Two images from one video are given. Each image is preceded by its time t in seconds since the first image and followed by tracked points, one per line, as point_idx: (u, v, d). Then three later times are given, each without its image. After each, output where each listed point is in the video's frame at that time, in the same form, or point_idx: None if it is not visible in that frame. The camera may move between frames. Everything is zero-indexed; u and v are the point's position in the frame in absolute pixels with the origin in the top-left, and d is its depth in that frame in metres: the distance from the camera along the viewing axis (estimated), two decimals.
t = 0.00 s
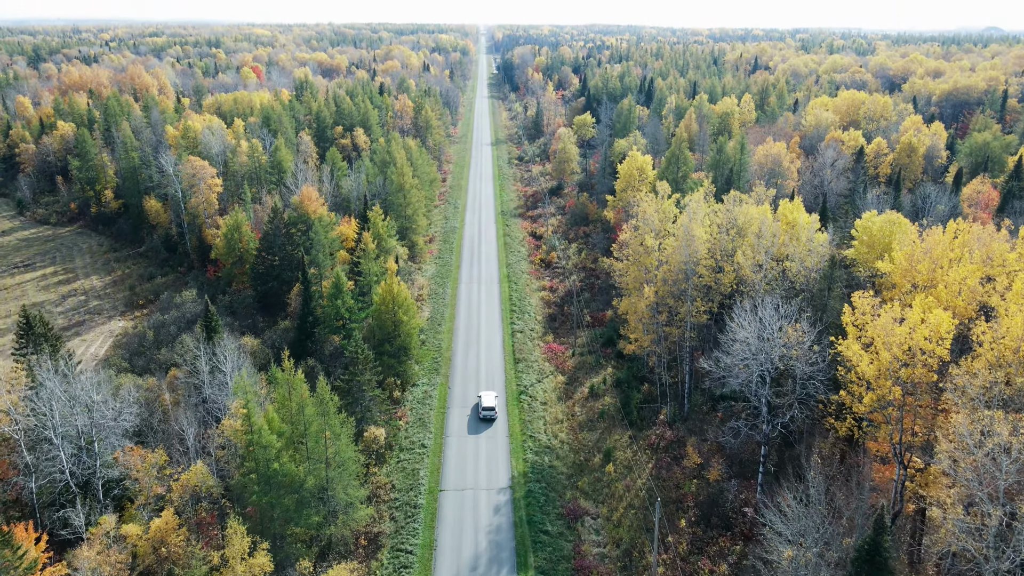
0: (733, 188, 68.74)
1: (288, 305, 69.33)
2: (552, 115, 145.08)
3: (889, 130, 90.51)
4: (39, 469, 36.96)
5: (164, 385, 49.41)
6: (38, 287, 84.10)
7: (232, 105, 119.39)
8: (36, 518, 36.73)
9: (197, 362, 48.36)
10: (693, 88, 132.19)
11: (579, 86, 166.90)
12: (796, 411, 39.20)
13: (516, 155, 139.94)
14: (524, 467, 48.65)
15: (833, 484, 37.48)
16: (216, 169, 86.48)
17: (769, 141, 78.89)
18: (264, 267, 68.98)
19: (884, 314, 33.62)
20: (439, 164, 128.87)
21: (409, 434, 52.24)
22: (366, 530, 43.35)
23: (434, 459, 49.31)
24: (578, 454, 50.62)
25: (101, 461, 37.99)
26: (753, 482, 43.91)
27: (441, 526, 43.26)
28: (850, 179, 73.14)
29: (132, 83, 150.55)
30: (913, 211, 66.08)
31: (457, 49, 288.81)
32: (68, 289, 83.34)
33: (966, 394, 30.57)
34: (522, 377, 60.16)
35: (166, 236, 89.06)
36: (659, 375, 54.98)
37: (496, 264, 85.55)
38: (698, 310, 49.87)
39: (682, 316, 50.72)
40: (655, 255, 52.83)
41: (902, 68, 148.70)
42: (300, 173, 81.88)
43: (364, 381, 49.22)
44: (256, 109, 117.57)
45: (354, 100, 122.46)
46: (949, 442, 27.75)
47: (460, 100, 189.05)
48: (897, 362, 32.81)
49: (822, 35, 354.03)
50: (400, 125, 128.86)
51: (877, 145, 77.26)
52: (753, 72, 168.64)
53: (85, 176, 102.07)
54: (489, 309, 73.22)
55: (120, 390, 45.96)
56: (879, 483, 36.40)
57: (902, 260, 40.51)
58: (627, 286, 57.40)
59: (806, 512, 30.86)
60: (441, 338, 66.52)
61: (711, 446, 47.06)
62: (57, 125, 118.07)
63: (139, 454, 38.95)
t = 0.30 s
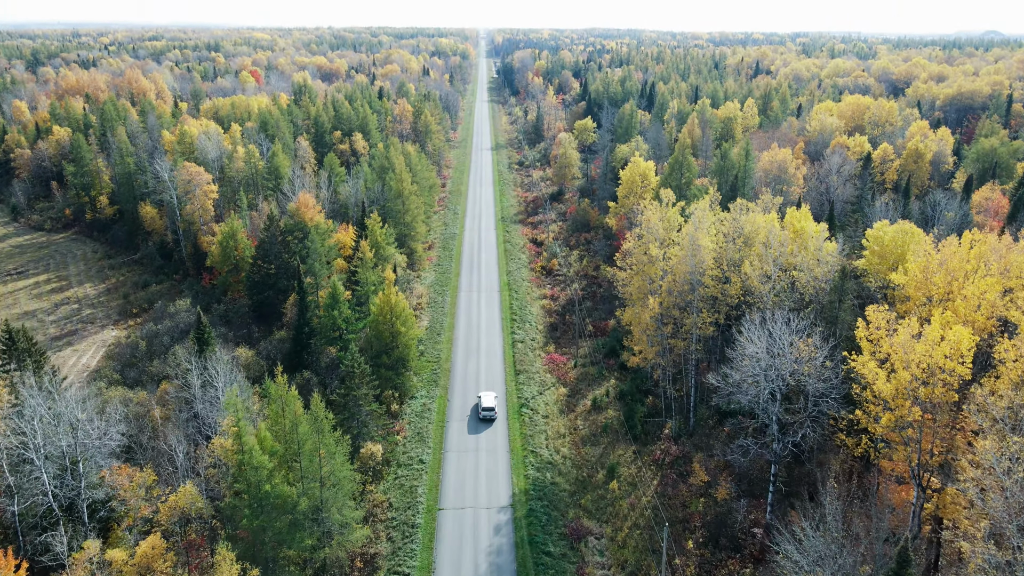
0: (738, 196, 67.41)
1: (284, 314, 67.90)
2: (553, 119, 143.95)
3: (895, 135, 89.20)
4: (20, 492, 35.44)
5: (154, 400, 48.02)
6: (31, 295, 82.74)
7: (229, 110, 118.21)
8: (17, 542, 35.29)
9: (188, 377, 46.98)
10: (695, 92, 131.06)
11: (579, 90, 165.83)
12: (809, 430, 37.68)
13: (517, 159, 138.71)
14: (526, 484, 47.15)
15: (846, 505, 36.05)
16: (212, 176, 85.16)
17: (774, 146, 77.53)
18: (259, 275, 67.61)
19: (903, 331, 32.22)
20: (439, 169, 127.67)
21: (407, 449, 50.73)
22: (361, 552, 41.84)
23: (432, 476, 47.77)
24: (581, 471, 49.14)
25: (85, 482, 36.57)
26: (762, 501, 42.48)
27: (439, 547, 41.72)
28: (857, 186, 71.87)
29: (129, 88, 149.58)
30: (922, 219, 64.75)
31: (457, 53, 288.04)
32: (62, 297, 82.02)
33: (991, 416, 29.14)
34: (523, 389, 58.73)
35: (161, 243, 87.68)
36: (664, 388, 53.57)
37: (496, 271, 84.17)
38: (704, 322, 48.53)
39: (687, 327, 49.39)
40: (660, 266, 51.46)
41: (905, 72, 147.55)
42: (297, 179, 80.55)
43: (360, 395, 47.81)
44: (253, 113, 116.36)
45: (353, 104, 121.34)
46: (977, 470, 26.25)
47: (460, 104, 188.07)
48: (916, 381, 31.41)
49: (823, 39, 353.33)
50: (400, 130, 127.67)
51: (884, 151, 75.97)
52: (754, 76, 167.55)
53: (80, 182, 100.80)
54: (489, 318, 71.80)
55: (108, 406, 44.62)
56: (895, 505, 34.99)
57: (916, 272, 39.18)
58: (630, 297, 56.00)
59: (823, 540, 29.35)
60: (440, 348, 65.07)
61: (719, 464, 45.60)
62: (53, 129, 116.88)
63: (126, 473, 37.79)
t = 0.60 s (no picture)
0: (744, 203, 66.19)
1: (280, 324, 66.54)
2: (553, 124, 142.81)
3: (901, 140, 87.97)
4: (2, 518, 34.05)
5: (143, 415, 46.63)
6: (23, 303, 81.33)
7: (227, 114, 117.00)
8: None
9: (179, 392, 45.56)
10: (697, 96, 130.02)
11: (580, 94, 164.77)
12: (822, 449, 36.27)
13: (517, 164, 137.52)
14: (527, 502, 45.70)
15: (862, 527, 34.62)
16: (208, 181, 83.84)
17: (779, 152, 76.25)
18: (255, 284, 66.21)
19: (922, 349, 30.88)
20: (438, 174, 126.52)
21: (405, 465, 49.33)
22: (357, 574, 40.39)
23: (431, 493, 46.34)
24: (584, 487, 47.74)
25: (71, 506, 35.34)
26: (772, 521, 41.05)
27: (438, 569, 40.23)
28: (863, 192, 70.58)
29: (126, 91, 148.45)
30: (931, 227, 63.46)
31: (456, 57, 286.96)
32: (54, 305, 80.67)
33: (1017, 439, 27.76)
34: (524, 402, 57.30)
35: (156, 250, 86.32)
36: (669, 401, 52.20)
37: (497, 279, 82.79)
38: (710, 334, 47.14)
39: (693, 340, 48.03)
40: (665, 276, 50.14)
41: (908, 76, 146.54)
42: (294, 186, 79.28)
43: (357, 411, 46.40)
44: (251, 118, 115.15)
45: (351, 108, 120.18)
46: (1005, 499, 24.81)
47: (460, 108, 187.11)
48: (936, 402, 30.07)
49: (824, 42, 352.60)
50: (399, 134, 126.43)
51: (890, 156, 74.78)
52: (756, 80, 166.63)
53: (75, 187, 99.47)
54: (489, 328, 70.41)
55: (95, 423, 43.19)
56: (913, 529, 33.54)
57: (931, 285, 37.85)
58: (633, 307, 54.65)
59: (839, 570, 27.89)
60: (439, 358, 63.66)
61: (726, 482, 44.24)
62: (48, 134, 115.44)
63: (112, 496, 37.25)
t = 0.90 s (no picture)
0: (749, 210, 64.92)
1: (276, 334, 65.15)
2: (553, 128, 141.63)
3: (907, 145, 86.71)
4: None
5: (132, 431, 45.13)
6: (15, 311, 79.87)
7: (224, 118, 115.64)
8: None
9: (169, 407, 44.14)
10: (699, 100, 128.89)
11: (581, 98, 163.66)
12: (836, 470, 34.80)
13: (517, 168, 136.28)
14: (528, 520, 44.21)
15: (879, 552, 33.15)
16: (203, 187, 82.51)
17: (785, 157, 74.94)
18: (250, 292, 64.95)
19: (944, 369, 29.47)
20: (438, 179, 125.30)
21: (403, 481, 47.86)
22: None
23: (429, 511, 44.86)
24: (588, 505, 46.25)
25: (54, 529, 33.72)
26: (783, 542, 39.60)
27: None
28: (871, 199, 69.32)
29: (123, 95, 147.21)
30: (941, 234, 62.12)
31: (456, 60, 286.05)
32: (47, 313, 79.22)
33: None
34: (525, 414, 55.81)
35: (151, 256, 84.90)
36: (674, 415, 50.77)
37: (497, 286, 81.40)
38: (717, 346, 45.71)
39: (699, 352, 46.65)
40: (670, 286, 48.71)
41: (911, 80, 145.45)
42: (291, 192, 77.93)
43: (353, 426, 44.98)
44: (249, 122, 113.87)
45: (350, 113, 118.95)
46: None
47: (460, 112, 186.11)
48: (960, 424, 28.64)
49: (825, 44, 350.73)
50: (398, 138, 125.17)
51: (897, 161, 73.54)
52: (758, 84, 165.59)
53: (69, 192, 98.11)
54: (489, 337, 68.98)
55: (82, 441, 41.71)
56: (931, 553, 32.16)
57: (948, 297, 36.56)
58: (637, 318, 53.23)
59: None
60: (438, 369, 62.23)
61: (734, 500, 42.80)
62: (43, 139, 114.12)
63: (98, 517, 35.51)
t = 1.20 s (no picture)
0: (754, 218, 63.68)
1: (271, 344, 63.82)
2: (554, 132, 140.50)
3: (914, 151, 85.40)
4: None
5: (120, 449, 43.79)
6: (7, 319, 78.44)
7: (221, 122, 114.34)
8: None
9: (158, 425, 42.86)
10: (701, 104, 127.72)
11: (582, 102, 162.60)
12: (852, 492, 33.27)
13: (517, 172, 135.05)
14: (530, 540, 42.69)
15: None
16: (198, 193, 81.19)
17: (790, 163, 73.64)
18: (245, 301, 63.62)
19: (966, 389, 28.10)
20: (438, 184, 124.08)
21: (400, 498, 46.38)
22: None
23: (427, 530, 43.32)
24: (591, 523, 44.77)
25: (34, 555, 32.26)
26: (795, 565, 38.09)
27: None
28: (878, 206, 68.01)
29: (120, 99, 145.98)
30: (951, 243, 60.77)
31: (456, 64, 284.90)
32: (39, 322, 77.79)
33: None
34: (526, 428, 54.34)
35: (146, 263, 83.57)
36: (679, 429, 49.43)
37: (497, 293, 79.98)
38: (724, 360, 44.37)
39: (706, 366, 45.31)
40: (676, 297, 47.32)
41: (914, 84, 144.26)
42: (287, 198, 76.58)
43: (348, 443, 43.84)
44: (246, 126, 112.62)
45: (349, 117, 117.70)
46: None
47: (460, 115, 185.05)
48: (985, 448, 27.21)
49: (825, 47, 349.85)
50: (397, 143, 123.97)
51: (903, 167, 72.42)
52: (760, 88, 164.52)
53: (64, 198, 96.76)
54: (489, 346, 67.55)
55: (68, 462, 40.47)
56: None
57: (967, 312, 35.18)
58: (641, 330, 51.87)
59: None
60: (437, 380, 60.79)
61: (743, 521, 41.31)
62: (38, 143, 112.72)
63: (83, 541, 34.03)
